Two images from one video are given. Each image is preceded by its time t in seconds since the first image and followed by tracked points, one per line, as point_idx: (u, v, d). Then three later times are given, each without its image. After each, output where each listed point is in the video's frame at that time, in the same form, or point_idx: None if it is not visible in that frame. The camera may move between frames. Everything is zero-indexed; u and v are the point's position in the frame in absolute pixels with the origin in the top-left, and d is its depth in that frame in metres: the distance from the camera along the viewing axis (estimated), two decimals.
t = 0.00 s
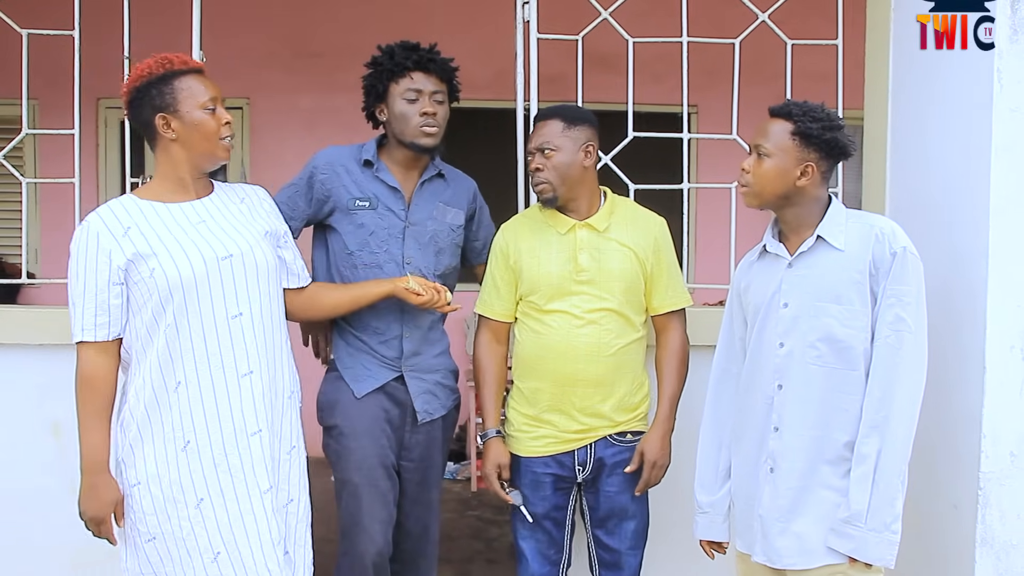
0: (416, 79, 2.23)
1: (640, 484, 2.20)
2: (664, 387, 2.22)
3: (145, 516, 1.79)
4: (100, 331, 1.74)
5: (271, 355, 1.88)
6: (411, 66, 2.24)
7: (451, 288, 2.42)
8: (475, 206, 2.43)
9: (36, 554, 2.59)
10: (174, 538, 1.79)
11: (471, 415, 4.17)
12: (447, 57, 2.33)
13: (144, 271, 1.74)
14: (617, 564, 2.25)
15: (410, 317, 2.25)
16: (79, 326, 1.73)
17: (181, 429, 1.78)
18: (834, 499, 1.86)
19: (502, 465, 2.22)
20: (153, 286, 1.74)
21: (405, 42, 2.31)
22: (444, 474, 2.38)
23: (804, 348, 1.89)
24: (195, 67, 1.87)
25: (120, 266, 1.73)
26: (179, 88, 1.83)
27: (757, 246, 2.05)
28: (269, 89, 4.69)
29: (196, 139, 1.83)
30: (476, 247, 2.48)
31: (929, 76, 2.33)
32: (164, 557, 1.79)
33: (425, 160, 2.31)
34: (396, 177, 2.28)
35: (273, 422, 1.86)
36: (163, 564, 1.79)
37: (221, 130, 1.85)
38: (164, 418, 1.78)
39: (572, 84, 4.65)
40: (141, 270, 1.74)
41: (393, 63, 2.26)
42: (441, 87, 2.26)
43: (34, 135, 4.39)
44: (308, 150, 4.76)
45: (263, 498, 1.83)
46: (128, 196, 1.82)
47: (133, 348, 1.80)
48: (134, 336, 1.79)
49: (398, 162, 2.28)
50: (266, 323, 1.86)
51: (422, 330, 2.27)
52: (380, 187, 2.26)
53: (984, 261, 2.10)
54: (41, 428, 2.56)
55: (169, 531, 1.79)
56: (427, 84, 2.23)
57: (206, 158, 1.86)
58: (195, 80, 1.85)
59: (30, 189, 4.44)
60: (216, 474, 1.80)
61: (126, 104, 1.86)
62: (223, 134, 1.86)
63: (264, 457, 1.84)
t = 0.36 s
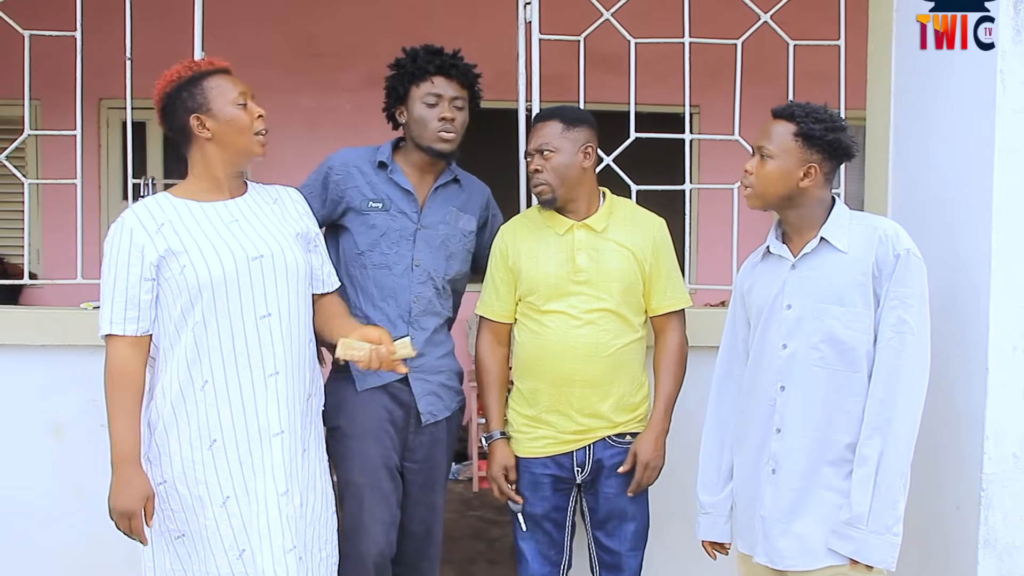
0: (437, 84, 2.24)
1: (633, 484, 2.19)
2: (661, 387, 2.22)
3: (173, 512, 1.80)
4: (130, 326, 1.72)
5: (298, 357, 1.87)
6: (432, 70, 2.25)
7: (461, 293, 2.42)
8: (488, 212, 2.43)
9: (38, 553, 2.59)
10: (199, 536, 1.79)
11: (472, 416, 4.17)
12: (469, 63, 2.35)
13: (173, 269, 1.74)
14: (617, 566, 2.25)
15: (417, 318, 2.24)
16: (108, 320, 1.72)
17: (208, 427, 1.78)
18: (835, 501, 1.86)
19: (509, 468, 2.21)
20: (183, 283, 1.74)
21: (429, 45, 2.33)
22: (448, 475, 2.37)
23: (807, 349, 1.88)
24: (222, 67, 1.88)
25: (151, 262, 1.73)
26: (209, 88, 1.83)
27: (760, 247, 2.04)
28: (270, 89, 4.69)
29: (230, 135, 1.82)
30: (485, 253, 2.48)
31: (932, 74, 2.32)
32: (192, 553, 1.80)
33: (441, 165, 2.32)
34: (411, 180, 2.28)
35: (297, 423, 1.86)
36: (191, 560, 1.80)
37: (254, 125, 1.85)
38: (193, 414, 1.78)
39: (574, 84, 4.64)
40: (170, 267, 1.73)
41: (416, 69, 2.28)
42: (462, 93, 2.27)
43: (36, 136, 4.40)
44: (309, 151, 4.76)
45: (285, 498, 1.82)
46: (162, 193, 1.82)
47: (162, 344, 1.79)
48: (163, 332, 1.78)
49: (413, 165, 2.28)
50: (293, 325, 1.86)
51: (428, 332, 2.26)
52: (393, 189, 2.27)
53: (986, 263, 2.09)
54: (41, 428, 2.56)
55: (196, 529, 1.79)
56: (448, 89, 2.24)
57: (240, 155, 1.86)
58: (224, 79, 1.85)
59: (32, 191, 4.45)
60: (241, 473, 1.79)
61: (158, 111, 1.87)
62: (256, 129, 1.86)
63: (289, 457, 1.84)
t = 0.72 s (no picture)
0: (447, 91, 2.23)
1: (634, 486, 2.18)
2: (663, 388, 2.21)
3: (189, 523, 1.72)
4: (151, 327, 1.64)
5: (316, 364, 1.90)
6: (442, 77, 2.24)
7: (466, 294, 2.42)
8: (491, 213, 2.44)
9: (40, 554, 2.59)
10: (218, 546, 1.73)
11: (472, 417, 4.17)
12: (476, 65, 2.33)
13: (201, 271, 1.68)
14: (618, 567, 2.25)
15: (425, 320, 2.24)
16: (128, 321, 1.63)
17: (236, 433, 1.74)
18: (838, 502, 1.86)
19: (509, 468, 2.20)
20: (211, 286, 1.68)
21: (438, 49, 2.32)
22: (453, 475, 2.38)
23: (808, 349, 1.88)
24: (229, 66, 1.84)
25: (175, 262, 1.66)
26: (219, 86, 1.79)
27: (762, 248, 2.04)
28: (271, 90, 4.69)
29: (241, 133, 1.79)
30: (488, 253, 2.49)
31: (934, 73, 2.32)
32: (206, 566, 1.73)
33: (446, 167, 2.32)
34: (418, 183, 2.28)
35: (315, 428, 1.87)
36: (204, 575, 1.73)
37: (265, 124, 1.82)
38: (218, 421, 1.73)
39: (574, 85, 4.64)
40: (197, 268, 1.68)
41: (425, 74, 2.26)
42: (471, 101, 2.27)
43: (36, 136, 4.40)
44: (310, 151, 4.76)
45: (304, 504, 1.82)
46: (170, 189, 1.75)
47: (180, 347, 1.71)
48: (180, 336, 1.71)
49: (419, 168, 2.28)
50: (311, 333, 1.87)
51: (436, 334, 2.26)
52: (400, 191, 2.27)
53: (987, 263, 2.10)
54: (42, 429, 2.56)
55: (214, 539, 1.72)
56: (458, 97, 2.24)
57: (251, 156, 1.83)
58: (234, 78, 1.82)
59: (32, 191, 4.45)
60: (266, 480, 1.77)
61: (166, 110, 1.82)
62: (267, 129, 1.83)
63: (308, 463, 1.84)
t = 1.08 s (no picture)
0: (445, 99, 2.23)
1: (632, 491, 2.19)
2: (661, 392, 2.21)
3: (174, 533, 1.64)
4: (138, 330, 1.53)
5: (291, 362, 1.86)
6: (442, 85, 2.23)
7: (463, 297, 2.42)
8: (489, 216, 2.43)
9: (37, 558, 2.59)
10: (209, 554, 1.66)
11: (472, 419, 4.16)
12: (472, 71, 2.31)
13: (181, 272, 1.61)
14: (615, 571, 2.24)
15: (419, 324, 2.24)
16: (115, 326, 1.51)
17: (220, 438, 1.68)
18: (836, 506, 1.85)
19: (486, 471, 2.20)
20: (190, 288, 1.61)
21: (435, 56, 2.31)
22: (449, 479, 2.37)
23: (805, 353, 1.87)
24: (185, 59, 1.71)
25: (153, 264, 1.57)
26: (169, 85, 1.66)
27: (760, 252, 2.04)
28: (270, 92, 4.68)
29: (188, 138, 1.67)
30: (487, 256, 2.48)
31: (932, 74, 2.31)
32: None
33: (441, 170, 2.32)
34: (412, 187, 2.28)
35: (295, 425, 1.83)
36: None
37: (215, 129, 1.70)
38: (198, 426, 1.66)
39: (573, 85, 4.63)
40: (174, 270, 1.60)
41: (423, 82, 2.25)
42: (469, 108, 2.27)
43: (35, 139, 4.40)
44: (309, 153, 4.76)
45: (291, 500, 1.77)
46: (114, 189, 1.65)
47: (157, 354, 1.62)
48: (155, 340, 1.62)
49: (414, 173, 2.28)
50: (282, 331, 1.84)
51: (431, 338, 2.25)
52: (394, 195, 2.27)
53: (985, 265, 2.09)
54: (39, 432, 2.56)
55: (204, 548, 1.66)
56: (456, 105, 2.23)
57: (194, 158, 1.71)
58: (187, 74, 1.68)
59: (32, 193, 4.45)
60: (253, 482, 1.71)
61: (110, 98, 1.69)
62: (216, 134, 1.71)
63: (291, 461, 1.79)
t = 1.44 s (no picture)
0: (419, 100, 2.23)
1: (627, 493, 2.19)
2: (658, 394, 2.23)
3: (171, 541, 1.58)
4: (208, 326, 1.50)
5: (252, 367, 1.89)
6: (414, 87, 2.24)
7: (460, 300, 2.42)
8: (485, 218, 2.44)
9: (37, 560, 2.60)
10: (206, 558, 1.62)
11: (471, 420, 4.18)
12: (453, 73, 2.29)
13: (195, 281, 1.60)
14: (612, 572, 2.25)
15: (414, 326, 2.25)
16: (178, 330, 1.46)
17: (216, 439, 1.66)
18: (832, 508, 1.86)
19: (505, 476, 2.22)
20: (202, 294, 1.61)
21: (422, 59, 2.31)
22: (446, 481, 2.38)
23: (801, 355, 1.88)
24: (136, 58, 1.62)
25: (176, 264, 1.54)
26: (120, 86, 1.58)
27: (758, 254, 2.05)
28: (268, 93, 4.69)
29: (140, 142, 1.60)
30: (484, 258, 2.48)
31: (928, 77, 2.32)
32: None
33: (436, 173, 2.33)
34: (407, 189, 2.30)
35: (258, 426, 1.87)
36: None
37: (169, 132, 1.62)
38: (200, 430, 1.63)
39: (571, 87, 4.64)
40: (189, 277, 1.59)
41: (401, 82, 2.28)
42: (445, 110, 2.24)
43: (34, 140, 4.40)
44: (308, 154, 4.76)
45: (266, 498, 1.81)
46: (88, 201, 1.54)
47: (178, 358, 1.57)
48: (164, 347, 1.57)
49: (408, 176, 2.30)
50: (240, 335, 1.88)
51: (426, 340, 2.26)
52: (390, 198, 2.28)
53: (979, 267, 2.10)
54: (39, 435, 2.56)
55: (202, 552, 1.61)
56: (430, 106, 2.23)
57: (150, 162, 1.64)
58: (139, 74, 1.60)
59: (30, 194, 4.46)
60: (240, 482, 1.71)
61: (55, 96, 1.60)
62: (172, 136, 1.63)
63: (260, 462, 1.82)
